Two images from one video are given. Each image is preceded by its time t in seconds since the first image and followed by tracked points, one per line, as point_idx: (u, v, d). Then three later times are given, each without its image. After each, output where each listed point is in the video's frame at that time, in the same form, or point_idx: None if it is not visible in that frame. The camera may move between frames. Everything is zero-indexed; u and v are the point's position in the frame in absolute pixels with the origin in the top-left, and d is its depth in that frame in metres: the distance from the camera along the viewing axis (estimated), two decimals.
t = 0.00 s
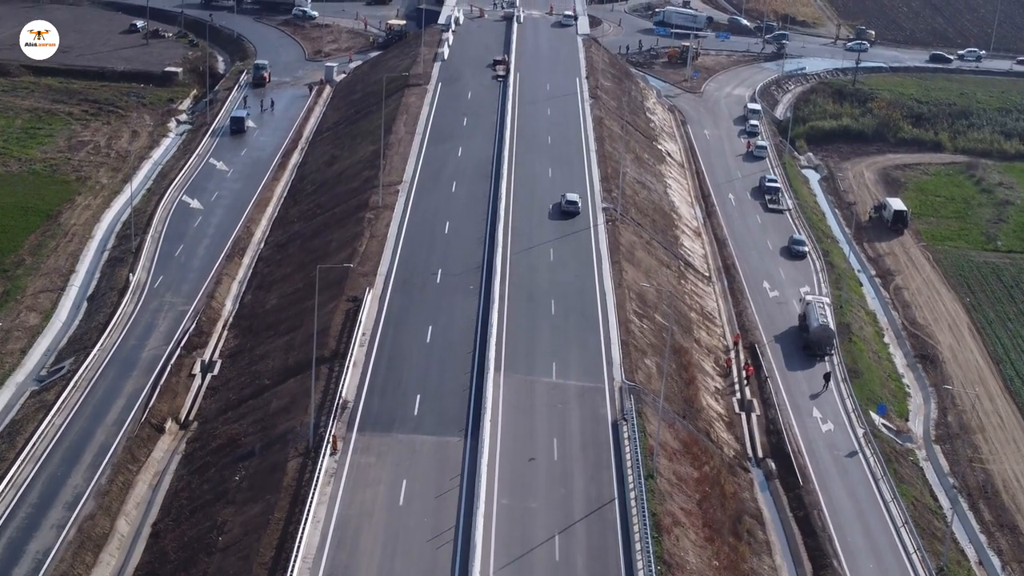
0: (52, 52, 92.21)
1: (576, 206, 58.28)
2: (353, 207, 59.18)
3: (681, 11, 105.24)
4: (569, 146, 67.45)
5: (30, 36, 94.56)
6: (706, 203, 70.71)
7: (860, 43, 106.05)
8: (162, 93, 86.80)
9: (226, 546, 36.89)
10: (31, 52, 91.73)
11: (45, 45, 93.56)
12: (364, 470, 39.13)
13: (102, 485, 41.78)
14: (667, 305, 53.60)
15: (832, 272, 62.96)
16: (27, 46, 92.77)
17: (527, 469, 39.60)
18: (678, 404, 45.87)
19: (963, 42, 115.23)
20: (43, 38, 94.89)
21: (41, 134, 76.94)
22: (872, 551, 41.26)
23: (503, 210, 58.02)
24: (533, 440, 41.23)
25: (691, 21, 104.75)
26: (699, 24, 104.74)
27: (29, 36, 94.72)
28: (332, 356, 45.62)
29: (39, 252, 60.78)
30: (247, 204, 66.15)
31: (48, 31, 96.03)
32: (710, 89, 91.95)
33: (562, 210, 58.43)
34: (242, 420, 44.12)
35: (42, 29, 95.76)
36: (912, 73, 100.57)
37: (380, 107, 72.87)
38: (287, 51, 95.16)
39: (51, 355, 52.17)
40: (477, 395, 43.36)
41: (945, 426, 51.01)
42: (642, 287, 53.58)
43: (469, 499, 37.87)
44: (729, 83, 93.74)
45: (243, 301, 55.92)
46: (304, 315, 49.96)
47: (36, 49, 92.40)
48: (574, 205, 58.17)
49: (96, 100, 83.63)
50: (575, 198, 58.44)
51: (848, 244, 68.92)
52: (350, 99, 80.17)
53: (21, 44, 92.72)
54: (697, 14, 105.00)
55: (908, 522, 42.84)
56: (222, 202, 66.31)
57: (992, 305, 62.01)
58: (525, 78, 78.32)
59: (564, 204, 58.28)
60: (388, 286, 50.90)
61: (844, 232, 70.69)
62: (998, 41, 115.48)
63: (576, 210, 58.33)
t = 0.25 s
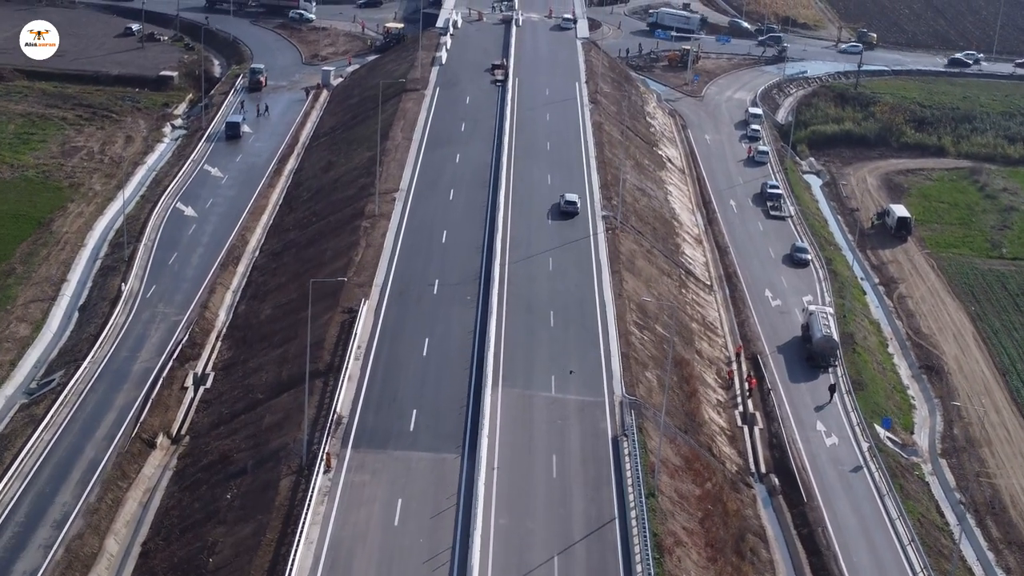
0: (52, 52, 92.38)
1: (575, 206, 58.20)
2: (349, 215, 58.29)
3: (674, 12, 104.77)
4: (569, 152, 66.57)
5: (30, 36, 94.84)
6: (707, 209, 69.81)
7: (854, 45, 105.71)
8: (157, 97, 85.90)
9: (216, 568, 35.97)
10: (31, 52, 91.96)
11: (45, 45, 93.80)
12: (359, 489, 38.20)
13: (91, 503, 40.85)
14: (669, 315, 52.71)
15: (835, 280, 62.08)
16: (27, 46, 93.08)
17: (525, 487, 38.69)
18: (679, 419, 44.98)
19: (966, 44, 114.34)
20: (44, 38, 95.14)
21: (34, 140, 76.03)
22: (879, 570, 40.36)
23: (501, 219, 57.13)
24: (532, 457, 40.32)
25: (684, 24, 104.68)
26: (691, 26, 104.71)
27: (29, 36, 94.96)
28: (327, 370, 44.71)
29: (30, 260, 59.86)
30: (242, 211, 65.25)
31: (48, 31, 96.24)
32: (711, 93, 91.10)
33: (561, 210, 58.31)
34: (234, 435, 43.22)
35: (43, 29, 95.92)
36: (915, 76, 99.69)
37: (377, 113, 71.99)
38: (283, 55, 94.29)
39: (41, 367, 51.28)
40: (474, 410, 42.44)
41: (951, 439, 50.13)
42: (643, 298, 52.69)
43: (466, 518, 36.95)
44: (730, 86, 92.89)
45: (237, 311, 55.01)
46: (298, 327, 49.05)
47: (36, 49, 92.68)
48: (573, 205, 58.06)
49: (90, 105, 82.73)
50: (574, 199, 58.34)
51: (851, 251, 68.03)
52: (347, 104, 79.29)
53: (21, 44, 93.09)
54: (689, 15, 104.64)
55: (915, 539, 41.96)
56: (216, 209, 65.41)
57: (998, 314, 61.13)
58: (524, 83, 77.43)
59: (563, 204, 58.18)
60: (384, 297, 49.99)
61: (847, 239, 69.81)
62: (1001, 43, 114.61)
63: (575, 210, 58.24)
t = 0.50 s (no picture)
0: (52, 52, 92.24)
1: (574, 206, 58.27)
2: (345, 224, 57.39)
3: (668, 13, 104.13)
4: (568, 159, 65.69)
5: (30, 36, 94.67)
6: (709, 216, 68.89)
7: (848, 47, 104.80)
8: (152, 101, 84.96)
9: None
10: (31, 52, 91.80)
11: (45, 45, 93.65)
12: (353, 508, 37.29)
13: (79, 521, 39.95)
14: (670, 326, 51.82)
15: (838, 288, 61.20)
16: (27, 46, 92.97)
17: (523, 506, 37.78)
18: (681, 434, 44.09)
19: (968, 47, 113.44)
20: (44, 38, 94.95)
21: (27, 145, 75.09)
22: None
23: (500, 227, 56.23)
24: (530, 474, 39.43)
25: (678, 25, 103.98)
26: (686, 27, 103.97)
27: (29, 36, 94.80)
28: (321, 385, 43.80)
29: (21, 269, 58.94)
30: (237, 218, 64.35)
31: (48, 31, 96.05)
32: (712, 96, 90.21)
33: (561, 210, 58.34)
34: (226, 451, 42.32)
35: (43, 29, 95.72)
36: (917, 79, 98.81)
37: (374, 118, 71.09)
38: (280, 58, 93.37)
39: (31, 379, 50.39)
40: (471, 425, 41.53)
41: (957, 453, 49.25)
42: (643, 308, 51.78)
43: (463, 539, 36.03)
44: (731, 90, 91.99)
45: (231, 321, 54.10)
46: (292, 339, 48.15)
47: (36, 49, 92.55)
48: (572, 205, 58.12)
49: (84, 109, 81.80)
50: (573, 198, 58.40)
51: (854, 259, 67.15)
52: (343, 108, 78.39)
53: (21, 44, 93.00)
54: (683, 17, 103.92)
55: (922, 558, 41.07)
56: (211, 216, 64.49)
57: (1004, 323, 60.25)
58: (523, 87, 76.54)
59: (563, 204, 58.19)
60: (380, 308, 49.08)
61: (850, 246, 68.94)
62: (1004, 46, 113.72)
63: (575, 210, 58.31)
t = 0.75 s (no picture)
0: (52, 51, 92.35)
1: (574, 206, 58.23)
2: (342, 232, 56.51)
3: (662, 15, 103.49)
4: (568, 165, 64.79)
5: (30, 36, 94.83)
6: (710, 223, 68.01)
7: (843, 50, 103.92)
8: (147, 105, 84.06)
9: None
10: (31, 51, 91.93)
11: (45, 45, 93.75)
12: (347, 528, 36.36)
13: (68, 541, 39.07)
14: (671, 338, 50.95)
15: (842, 297, 60.30)
16: (27, 46, 93.09)
17: (522, 526, 36.87)
18: (683, 449, 43.20)
19: (971, 50, 112.56)
20: (44, 38, 95.08)
21: (21, 150, 74.19)
22: None
23: (498, 236, 55.35)
24: (529, 493, 38.51)
25: (671, 26, 103.00)
26: (679, 28, 102.95)
27: (29, 36, 94.94)
28: (316, 399, 42.90)
29: (12, 278, 58.06)
30: (232, 225, 63.47)
31: (48, 31, 96.14)
32: (713, 100, 89.32)
33: (561, 210, 58.30)
34: (218, 468, 41.43)
35: (43, 29, 95.88)
36: (920, 83, 97.93)
37: (372, 124, 70.20)
38: (277, 61, 92.47)
39: (21, 392, 49.54)
40: (469, 442, 40.63)
41: (964, 467, 48.37)
42: (645, 319, 50.90)
43: (460, 561, 35.11)
44: (732, 94, 91.09)
45: (225, 332, 53.21)
46: (286, 351, 47.25)
47: (36, 49, 92.65)
48: (572, 205, 58.12)
49: (79, 114, 80.89)
50: (572, 198, 58.39)
51: (858, 267, 66.30)
52: (341, 113, 77.50)
53: (21, 44, 93.17)
54: (676, 18, 103.08)
55: None
56: (206, 224, 63.60)
57: (1010, 333, 59.37)
58: (522, 92, 75.64)
59: (563, 204, 58.15)
60: (376, 320, 48.18)
61: (853, 253, 68.07)
62: (1007, 49, 112.83)
63: (575, 211, 58.23)
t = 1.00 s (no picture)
0: (52, 52, 92.49)
1: (573, 207, 58.13)
2: (338, 241, 55.61)
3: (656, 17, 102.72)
4: (567, 172, 63.90)
5: (30, 36, 95.01)
6: (711, 230, 67.11)
7: (839, 52, 103.01)
8: (143, 110, 83.18)
9: None
10: (31, 52, 92.09)
11: (45, 45, 93.91)
12: (341, 550, 35.42)
13: (55, 562, 38.15)
14: (673, 350, 50.05)
15: (845, 306, 59.40)
16: (27, 46, 93.23)
17: (520, 547, 35.93)
18: (685, 465, 42.29)
19: (973, 53, 111.68)
20: (44, 38, 95.25)
21: (13, 156, 73.27)
22: None
23: (497, 245, 54.45)
24: (527, 512, 37.60)
25: (665, 28, 102.11)
26: (673, 31, 102.13)
27: (30, 36, 95.10)
28: (310, 416, 42.00)
29: (3, 287, 57.18)
30: (227, 233, 62.59)
31: (48, 31, 96.26)
32: (714, 104, 88.44)
33: (560, 211, 58.29)
34: (210, 486, 40.52)
35: (43, 29, 96.03)
36: (923, 87, 97.04)
37: (369, 130, 69.34)
38: (274, 65, 91.57)
39: (10, 406, 48.65)
40: (466, 459, 39.71)
41: (972, 482, 47.47)
42: (645, 331, 50.00)
43: None
44: (733, 98, 90.20)
45: (219, 343, 52.32)
46: (280, 365, 46.36)
47: (36, 49, 92.74)
48: (571, 206, 58.07)
49: (73, 119, 79.99)
50: (571, 200, 58.21)
51: (861, 275, 65.42)
52: (338, 118, 76.62)
53: (21, 44, 93.27)
54: (670, 20, 102.24)
55: None
56: (200, 232, 62.69)
57: (1016, 343, 58.49)
58: (521, 97, 74.75)
59: (562, 205, 58.11)
60: (372, 333, 47.30)
61: (856, 261, 67.20)
62: (1010, 52, 111.95)
63: (573, 211, 58.21)
